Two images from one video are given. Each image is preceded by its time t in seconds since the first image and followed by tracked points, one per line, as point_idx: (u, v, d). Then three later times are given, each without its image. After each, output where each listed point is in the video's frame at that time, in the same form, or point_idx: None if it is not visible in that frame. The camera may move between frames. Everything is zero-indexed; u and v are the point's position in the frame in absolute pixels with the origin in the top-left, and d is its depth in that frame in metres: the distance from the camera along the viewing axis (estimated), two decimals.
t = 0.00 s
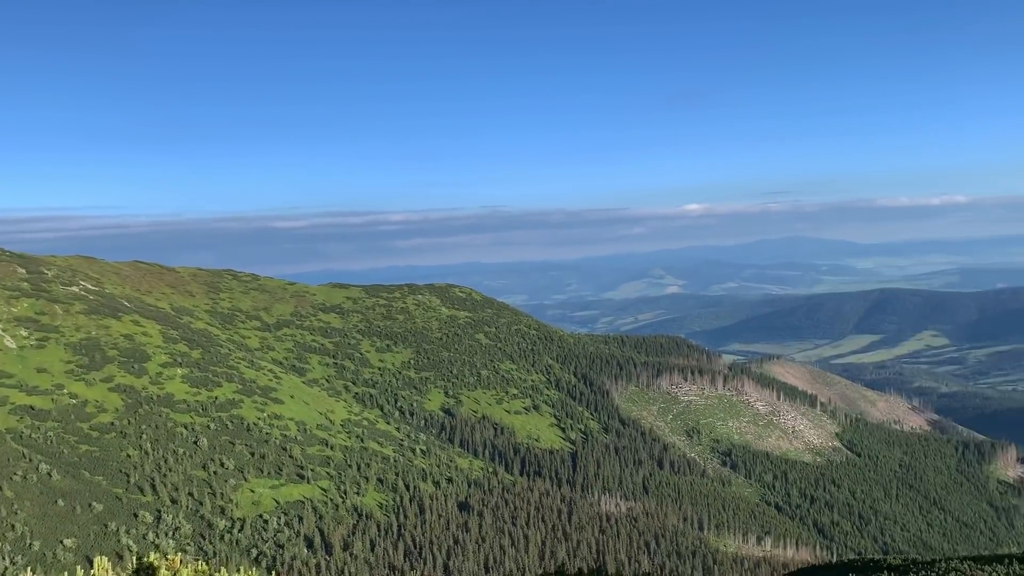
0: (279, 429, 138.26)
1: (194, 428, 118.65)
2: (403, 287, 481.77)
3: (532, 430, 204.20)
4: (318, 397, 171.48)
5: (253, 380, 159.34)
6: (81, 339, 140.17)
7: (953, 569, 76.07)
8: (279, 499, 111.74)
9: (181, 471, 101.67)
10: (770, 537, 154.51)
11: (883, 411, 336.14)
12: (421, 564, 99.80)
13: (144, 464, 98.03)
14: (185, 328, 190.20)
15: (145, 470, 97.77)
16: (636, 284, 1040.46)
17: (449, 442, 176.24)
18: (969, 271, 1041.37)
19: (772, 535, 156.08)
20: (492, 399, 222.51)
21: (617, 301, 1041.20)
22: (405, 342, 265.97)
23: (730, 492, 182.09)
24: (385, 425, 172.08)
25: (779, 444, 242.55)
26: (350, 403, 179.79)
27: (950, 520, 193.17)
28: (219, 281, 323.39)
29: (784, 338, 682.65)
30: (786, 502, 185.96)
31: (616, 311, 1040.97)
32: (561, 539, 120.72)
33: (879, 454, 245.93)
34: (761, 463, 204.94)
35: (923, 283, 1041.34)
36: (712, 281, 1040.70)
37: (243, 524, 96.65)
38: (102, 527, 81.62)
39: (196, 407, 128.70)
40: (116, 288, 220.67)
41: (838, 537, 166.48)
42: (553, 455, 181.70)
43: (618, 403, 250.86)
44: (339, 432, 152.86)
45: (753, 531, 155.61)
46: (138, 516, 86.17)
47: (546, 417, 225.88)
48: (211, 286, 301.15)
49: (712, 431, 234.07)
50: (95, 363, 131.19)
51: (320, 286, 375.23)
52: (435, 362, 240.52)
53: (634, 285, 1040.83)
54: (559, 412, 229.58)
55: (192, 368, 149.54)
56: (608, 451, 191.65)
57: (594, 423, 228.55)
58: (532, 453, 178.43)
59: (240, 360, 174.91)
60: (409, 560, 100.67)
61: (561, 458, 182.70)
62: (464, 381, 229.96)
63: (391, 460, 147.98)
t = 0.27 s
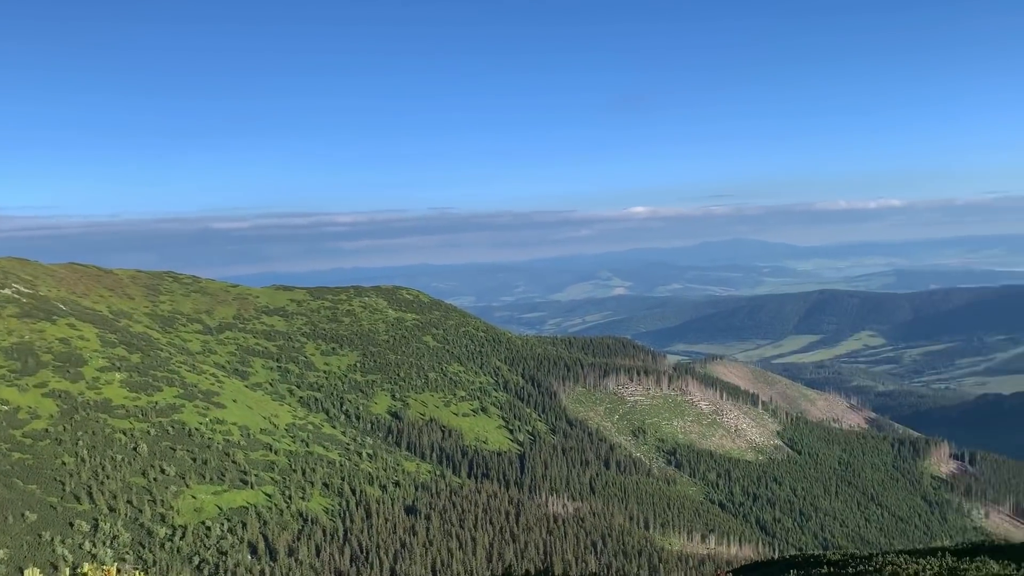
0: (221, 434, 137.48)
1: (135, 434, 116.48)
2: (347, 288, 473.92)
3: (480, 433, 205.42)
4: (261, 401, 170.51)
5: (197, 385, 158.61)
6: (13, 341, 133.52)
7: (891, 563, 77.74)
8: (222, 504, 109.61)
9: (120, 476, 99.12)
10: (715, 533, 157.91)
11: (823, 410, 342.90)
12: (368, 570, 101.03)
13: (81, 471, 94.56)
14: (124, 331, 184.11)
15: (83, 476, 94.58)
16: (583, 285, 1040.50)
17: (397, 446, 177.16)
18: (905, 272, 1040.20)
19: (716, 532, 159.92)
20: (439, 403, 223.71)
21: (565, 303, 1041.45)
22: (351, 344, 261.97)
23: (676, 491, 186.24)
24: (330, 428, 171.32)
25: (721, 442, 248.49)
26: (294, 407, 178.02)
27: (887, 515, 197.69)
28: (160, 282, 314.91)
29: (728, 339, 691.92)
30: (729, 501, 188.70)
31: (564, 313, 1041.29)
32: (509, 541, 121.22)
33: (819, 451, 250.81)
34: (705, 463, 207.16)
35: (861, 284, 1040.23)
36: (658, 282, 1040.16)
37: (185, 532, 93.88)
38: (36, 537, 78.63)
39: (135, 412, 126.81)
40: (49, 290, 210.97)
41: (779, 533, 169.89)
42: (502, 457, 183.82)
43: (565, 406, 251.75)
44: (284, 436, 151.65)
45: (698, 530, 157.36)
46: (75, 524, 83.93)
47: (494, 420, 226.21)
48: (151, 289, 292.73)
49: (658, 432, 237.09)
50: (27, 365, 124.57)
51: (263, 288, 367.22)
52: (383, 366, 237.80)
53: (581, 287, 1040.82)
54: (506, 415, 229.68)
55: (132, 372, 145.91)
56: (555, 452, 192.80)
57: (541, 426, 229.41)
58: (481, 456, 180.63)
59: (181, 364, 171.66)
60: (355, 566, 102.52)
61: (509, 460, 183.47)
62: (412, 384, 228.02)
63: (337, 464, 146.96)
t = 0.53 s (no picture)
0: (166, 439, 133.37)
1: (75, 441, 112.04)
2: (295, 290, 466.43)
3: (431, 436, 204.44)
4: (207, 406, 166.68)
5: (140, 390, 153.77)
6: None
7: (836, 559, 77.70)
8: (166, 511, 107.68)
9: (58, 486, 96.26)
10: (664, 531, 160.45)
11: (769, 410, 348.12)
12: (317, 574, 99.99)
13: (18, 478, 90.42)
14: (63, 334, 177.10)
15: (19, 485, 89.84)
16: (534, 288, 1040.86)
17: (347, 450, 173.77)
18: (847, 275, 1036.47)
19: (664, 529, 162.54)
20: (391, 406, 221.76)
21: (517, 305, 1041.94)
22: (300, 347, 257.54)
23: (627, 490, 188.79)
24: (278, 433, 168.19)
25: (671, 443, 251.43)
26: (241, 412, 174.31)
27: (831, 511, 200.46)
28: (101, 285, 305.17)
29: (677, 341, 698.85)
30: (677, 502, 189.77)
31: (516, 315, 1041.78)
32: (459, 543, 119.79)
33: (765, 450, 253.97)
34: (655, 463, 208.13)
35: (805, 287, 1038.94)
36: (608, 284, 1040.91)
37: (129, 540, 92.44)
38: None
39: (75, 418, 121.87)
40: None
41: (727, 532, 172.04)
42: (452, 461, 183.35)
43: (517, 407, 249.59)
44: (231, 442, 147.73)
45: (647, 529, 157.54)
46: (12, 534, 81.06)
47: (445, 423, 224.60)
48: (92, 291, 283.03)
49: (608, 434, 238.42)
50: None
51: (209, 291, 358.58)
52: (333, 369, 233.67)
53: (532, 290, 1041.17)
54: (458, 418, 228.15)
55: (72, 378, 142.21)
56: (506, 455, 192.08)
57: (493, 428, 228.21)
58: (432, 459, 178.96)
59: (123, 370, 165.73)
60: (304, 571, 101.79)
61: (460, 463, 182.08)
62: (361, 387, 224.99)
63: (285, 469, 144.01)
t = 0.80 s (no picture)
0: (111, 446, 128.63)
1: (15, 449, 106.97)
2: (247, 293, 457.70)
3: (385, 441, 200.57)
4: (155, 411, 161.29)
5: (84, 396, 147.87)
6: None
7: (786, 556, 76.62)
8: (112, 520, 103.50)
9: None
10: (618, 534, 158.25)
11: (720, 410, 350.69)
12: None
13: None
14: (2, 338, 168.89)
15: None
16: (488, 290, 1040.58)
17: (297, 454, 169.29)
18: (797, 276, 1040.45)
19: (619, 532, 160.45)
20: (343, 410, 217.16)
21: (471, 307, 1041.68)
22: (252, 350, 251.70)
23: (581, 492, 187.38)
24: (228, 439, 163.27)
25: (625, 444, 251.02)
26: (190, 418, 168.91)
27: (780, 513, 201.97)
28: (43, 287, 294.56)
29: (631, 343, 701.48)
30: (628, 500, 189.67)
31: (470, 318, 1041.61)
32: (413, 548, 116.80)
33: (717, 451, 255.41)
34: (609, 464, 208.27)
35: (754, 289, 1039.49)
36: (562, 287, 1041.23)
37: (70, 552, 88.62)
38: None
39: (15, 425, 116.45)
40: None
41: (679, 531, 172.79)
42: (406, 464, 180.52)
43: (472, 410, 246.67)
44: (180, 448, 143.17)
45: (601, 529, 156.97)
46: None
47: (400, 427, 220.91)
48: (33, 294, 272.74)
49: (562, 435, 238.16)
50: None
51: (156, 294, 349.08)
52: (285, 373, 228.43)
53: (487, 292, 1040.99)
54: (412, 421, 224.66)
55: (12, 385, 136.16)
56: (461, 458, 189.42)
57: (448, 431, 225.12)
58: (386, 464, 175.42)
59: (66, 374, 159.22)
60: None
61: (415, 467, 178.90)
62: (314, 392, 220.06)
63: (236, 475, 140.00)
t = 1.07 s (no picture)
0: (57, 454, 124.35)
1: None
2: (200, 296, 449.80)
3: (341, 445, 196.85)
4: (103, 418, 156.36)
5: (28, 401, 142.12)
6: None
7: (737, 555, 75.31)
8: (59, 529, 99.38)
9: None
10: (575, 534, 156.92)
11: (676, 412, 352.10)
12: None
13: None
14: None
15: None
16: (446, 294, 1040.83)
17: (252, 461, 165.06)
18: (751, 279, 1040.76)
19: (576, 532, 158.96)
20: (298, 416, 212.68)
21: (428, 310, 1041.76)
22: (204, 355, 246.06)
23: (538, 493, 186.11)
24: (180, 444, 158.75)
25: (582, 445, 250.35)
26: (140, 424, 163.91)
27: (734, 511, 202.23)
28: None
29: (588, 344, 703.57)
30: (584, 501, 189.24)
31: (427, 321, 1042.05)
32: (370, 552, 113.99)
33: (673, 451, 256.07)
34: (566, 466, 208.22)
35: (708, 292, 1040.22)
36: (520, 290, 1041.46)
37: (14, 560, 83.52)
38: None
39: None
40: None
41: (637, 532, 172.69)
42: (362, 469, 177.27)
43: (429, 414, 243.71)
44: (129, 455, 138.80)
45: (558, 529, 155.69)
46: None
47: (356, 431, 217.16)
48: None
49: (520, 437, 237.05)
50: None
51: (106, 297, 340.28)
52: (238, 378, 223.32)
53: (443, 296, 1041.15)
54: (369, 425, 220.96)
55: None
56: (417, 462, 186.49)
57: (405, 434, 222.20)
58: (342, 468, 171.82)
59: (10, 380, 153.52)
60: None
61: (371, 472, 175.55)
62: (268, 397, 215.42)
63: (187, 482, 135.97)
